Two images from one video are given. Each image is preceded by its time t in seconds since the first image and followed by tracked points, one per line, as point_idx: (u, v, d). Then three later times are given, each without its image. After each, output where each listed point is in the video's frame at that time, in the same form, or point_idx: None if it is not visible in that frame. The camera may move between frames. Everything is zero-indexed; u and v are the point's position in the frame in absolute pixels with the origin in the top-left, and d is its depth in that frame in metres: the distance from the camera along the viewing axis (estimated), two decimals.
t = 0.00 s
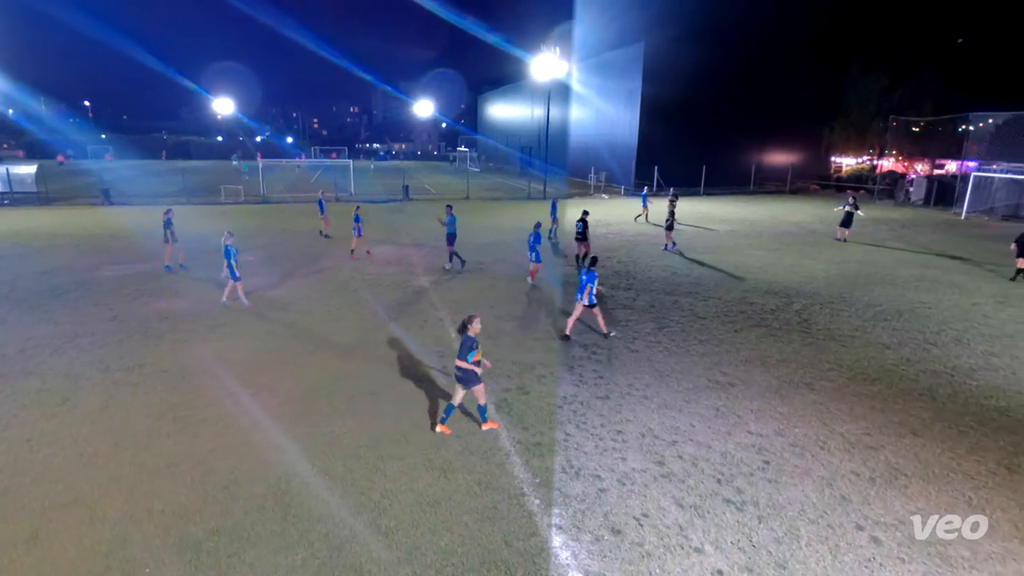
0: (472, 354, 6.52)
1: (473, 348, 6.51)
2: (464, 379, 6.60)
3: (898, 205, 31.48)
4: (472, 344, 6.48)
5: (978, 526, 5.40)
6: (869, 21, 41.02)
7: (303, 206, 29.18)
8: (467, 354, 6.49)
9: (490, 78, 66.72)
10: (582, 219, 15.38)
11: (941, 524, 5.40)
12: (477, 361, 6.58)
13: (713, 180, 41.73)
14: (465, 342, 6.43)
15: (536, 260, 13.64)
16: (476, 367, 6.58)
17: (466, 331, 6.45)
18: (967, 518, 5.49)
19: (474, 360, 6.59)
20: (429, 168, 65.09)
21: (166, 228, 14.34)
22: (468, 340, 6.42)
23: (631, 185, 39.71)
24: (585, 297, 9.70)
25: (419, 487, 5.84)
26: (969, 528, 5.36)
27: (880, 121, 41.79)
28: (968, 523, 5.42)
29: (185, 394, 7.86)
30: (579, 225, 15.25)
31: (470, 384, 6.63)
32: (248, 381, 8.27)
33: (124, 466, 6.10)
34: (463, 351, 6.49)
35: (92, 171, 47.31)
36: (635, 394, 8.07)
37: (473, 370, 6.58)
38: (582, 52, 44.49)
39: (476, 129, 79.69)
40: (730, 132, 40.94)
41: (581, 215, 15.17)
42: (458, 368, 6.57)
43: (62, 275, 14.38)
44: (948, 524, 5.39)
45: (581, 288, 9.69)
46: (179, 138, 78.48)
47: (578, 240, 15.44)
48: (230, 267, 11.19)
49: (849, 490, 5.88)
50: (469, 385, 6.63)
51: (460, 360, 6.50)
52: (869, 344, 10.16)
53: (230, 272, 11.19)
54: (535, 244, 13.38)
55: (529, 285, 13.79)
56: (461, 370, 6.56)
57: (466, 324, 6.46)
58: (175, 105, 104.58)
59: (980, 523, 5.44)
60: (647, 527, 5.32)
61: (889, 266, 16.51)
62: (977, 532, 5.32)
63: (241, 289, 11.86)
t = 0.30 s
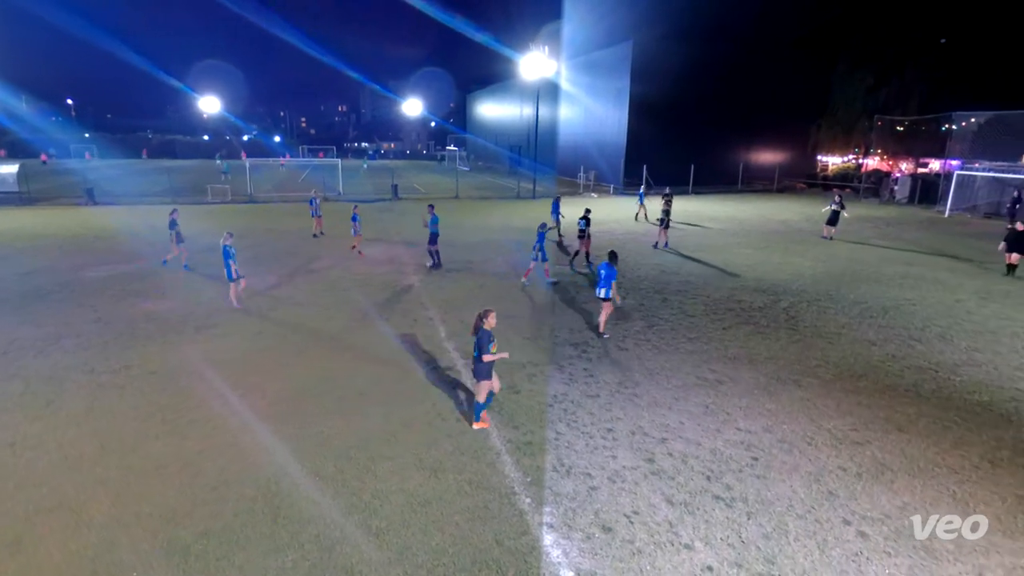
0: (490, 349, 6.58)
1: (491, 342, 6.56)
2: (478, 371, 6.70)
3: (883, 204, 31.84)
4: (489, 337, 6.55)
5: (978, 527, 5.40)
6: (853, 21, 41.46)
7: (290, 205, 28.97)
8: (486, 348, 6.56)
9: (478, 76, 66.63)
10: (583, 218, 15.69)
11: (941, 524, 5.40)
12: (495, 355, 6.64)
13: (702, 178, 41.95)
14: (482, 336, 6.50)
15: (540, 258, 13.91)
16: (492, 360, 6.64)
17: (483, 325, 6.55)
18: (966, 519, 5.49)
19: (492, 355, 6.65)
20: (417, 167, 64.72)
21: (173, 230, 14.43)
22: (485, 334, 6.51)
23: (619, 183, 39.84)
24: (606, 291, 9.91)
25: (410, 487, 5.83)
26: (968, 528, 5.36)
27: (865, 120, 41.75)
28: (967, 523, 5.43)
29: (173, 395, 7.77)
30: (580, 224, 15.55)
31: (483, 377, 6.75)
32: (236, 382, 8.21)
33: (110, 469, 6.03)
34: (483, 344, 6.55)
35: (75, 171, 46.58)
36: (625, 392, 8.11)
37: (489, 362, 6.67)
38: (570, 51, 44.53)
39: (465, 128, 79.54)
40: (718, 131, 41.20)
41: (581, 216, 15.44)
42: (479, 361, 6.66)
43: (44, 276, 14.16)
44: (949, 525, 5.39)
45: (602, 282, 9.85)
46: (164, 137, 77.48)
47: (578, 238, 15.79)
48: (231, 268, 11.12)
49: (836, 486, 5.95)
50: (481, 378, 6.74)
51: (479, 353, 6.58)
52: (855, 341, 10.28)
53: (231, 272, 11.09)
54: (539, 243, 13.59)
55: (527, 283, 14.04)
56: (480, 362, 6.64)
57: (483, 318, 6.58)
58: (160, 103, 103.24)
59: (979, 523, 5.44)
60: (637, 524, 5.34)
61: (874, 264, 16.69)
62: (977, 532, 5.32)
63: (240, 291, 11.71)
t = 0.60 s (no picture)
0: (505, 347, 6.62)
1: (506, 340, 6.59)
2: (494, 368, 6.75)
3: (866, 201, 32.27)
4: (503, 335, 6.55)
5: (979, 527, 5.38)
6: (837, 20, 41.92)
7: (276, 204, 28.73)
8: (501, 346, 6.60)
9: (465, 74, 66.53)
10: (581, 215, 16.33)
11: (942, 524, 5.38)
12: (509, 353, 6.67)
13: (688, 176, 42.21)
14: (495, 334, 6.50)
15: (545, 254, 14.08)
16: (508, 357, 6.70)
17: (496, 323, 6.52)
18: (967, 519, 5.47)
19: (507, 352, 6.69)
20: (405, 165, 64.52)
21: (173, 227, 14.31)
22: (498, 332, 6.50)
23: (607, 182, 39.98)
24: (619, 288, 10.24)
25: (399, 486, 5.81)
26: (969, 528, 5.35)
27: (849, 119, 41.59)
28: (968, 523, 5.40)
29: (157, 397, 7.67)
30: (579, 220, 16.19)
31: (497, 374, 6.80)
32: (223, 382, 8.13)
33: (93, 472, 5.94)
34: (500, 341, 6.57)
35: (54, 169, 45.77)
36: (613, 389, 8.15)
37: (504, 359, 6.71)
38: (557, 49, 44.56)
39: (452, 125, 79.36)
40: (705, 129, 41.47)
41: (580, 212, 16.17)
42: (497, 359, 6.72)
43: (25, 276, 13.93)
44: (949, 524, 5.37)
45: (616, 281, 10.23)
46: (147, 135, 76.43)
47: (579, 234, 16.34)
48: (228, 268, 10.99)
49: (822, 479, 6.03)
50: (496, 375, 6.80)
51: (495, 350, 6.63)
52: (839, 336, 10.42)
53: (228, 273, 10.95)
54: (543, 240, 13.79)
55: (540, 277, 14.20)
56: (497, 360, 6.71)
57: (496, 316, 6.52)
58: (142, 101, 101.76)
59: (980, 523, 5.42)
60: (626, 520, 5.38)
61: (858, 260, 16.92)
62: (978, 532, 5.30)
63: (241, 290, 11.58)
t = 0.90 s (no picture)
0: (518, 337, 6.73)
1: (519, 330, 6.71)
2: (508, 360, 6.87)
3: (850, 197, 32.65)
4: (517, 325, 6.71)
5: (978, 526, 5.36)
6: (821, 18, 42.29)
7: (262, 201, 28.46)
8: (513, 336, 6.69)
9: (452, 70, 66.27)
10: (580, 208, 16.20)
11: (941, 523, 5.36)
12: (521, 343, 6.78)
13: (675, 173, 42.41)
14: (510, 324, 6.67)
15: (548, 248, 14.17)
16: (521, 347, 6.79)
17: (510, 314, 6.70)
18: (966, 518, 5.44)
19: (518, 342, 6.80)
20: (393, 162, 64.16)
21: (178, 224, 14.26)
22: (513, 322, 6.68)
23: (595, 178, 40.07)
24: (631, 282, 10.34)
25: (388, 484, 5.79)
26: (968, 528, 5.32)
27: (833, 116, 42.03)
28: (968, 523, 5.38)
29: (141, 397, 7.57)
30: (578, 214, 16.02)
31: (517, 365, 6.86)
32: (209, 381, 8.05)
33: (76, 474, 5.85)
34: (511, 331, 6.70)
35: (33, 167, 44.88)
36: (602, 385, 8.19)
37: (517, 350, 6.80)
38: (544, 46, 44.47)
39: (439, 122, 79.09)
40: (691, 126, 41.69)
41: (578, 207, 16.05)
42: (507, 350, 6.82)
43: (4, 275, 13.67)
44: (948, 524, 5.34)
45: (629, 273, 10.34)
46: (129, 132, 75.18)
47: (577, 228, 16.29)
48: (224, 265, 10.81)
49: (808, 472, 6.11)
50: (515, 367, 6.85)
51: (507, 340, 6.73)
52: (825, 331, 10.54)
53: (223, 272, 10.79)
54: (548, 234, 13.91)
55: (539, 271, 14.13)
56: (509, 351, 6.79)
57: (511, 308, 6.70)
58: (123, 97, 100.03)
59: (979, 523, 5.40)
60: (615, 515, 5.41)
61: (842, 255, 17.12)
62: (977, 532, 5.28)
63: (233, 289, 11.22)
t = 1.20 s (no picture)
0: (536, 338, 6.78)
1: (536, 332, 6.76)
2: (525, 360, 6.96)
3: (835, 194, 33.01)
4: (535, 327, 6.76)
5: (978, 526, 5.34)
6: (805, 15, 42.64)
7: (247, 200, 28.15)
8: (530, 337, 6.73)
9: (440, 68, 66.02)
10: (578, 206, 16.25)
11: (941, 523, 5.34)
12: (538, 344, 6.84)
13: (662, 170, 42.62)
14: (528, 326, 6.72)
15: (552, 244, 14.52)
16: (536, 347, 6.85)
17: (529, 315, 6.77)
18: (966, 518, 5.43)
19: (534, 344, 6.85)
20: (380, 160, 63.87)
21: (178, 223, 14.07)
22: (532, 323, 6.74)
23: (582, 176, 40.12)
24: (645, 276, 10.59)
25: (377, 483, 5.77)
26: (968, 528, 5.31)
27: (817, 113, 42.59)
28: (968, 523, 5.36)
29: (126, 399, 7.47)
30: (575, 212, 16.09)
31: (535, 363, 6.98)
32: (196, 382, 7.98)
33: (60, 477, 5.77)
34: (529, 332, 6.74)
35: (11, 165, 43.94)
36: (591, 382, 8.23)
37: (533, 349, 6.84)
38: (531, 43, 44.42)
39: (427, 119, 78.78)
40: (678, 124, 41.91)
41: (575, 204, 16.10)
42: (523, 350, 6.87)
43: None
44: (948, 524, 5.33)
45: (642, 268, 10.57)
46: (111, 129, 73.93)
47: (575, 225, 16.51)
48: (219, 268, 10.62)
49: (794, 466, 6.18)
50: (532, 365, 6.97)
51: (523, 340, 6.78)
52: (810, 327, 10.67)
53: (218, 273, 10.59)
54: (552, 231, 14.32)
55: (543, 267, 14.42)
56: (526, 351, 6.85)
57: (529, 308, 6.80)
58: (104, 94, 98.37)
59: (979, 523, 5.38)
60: (604, 511, 5.44)
61: (827, 251, 17.31)
62: (977, 531, 5.27)
63: (226, 292, 10.98)
